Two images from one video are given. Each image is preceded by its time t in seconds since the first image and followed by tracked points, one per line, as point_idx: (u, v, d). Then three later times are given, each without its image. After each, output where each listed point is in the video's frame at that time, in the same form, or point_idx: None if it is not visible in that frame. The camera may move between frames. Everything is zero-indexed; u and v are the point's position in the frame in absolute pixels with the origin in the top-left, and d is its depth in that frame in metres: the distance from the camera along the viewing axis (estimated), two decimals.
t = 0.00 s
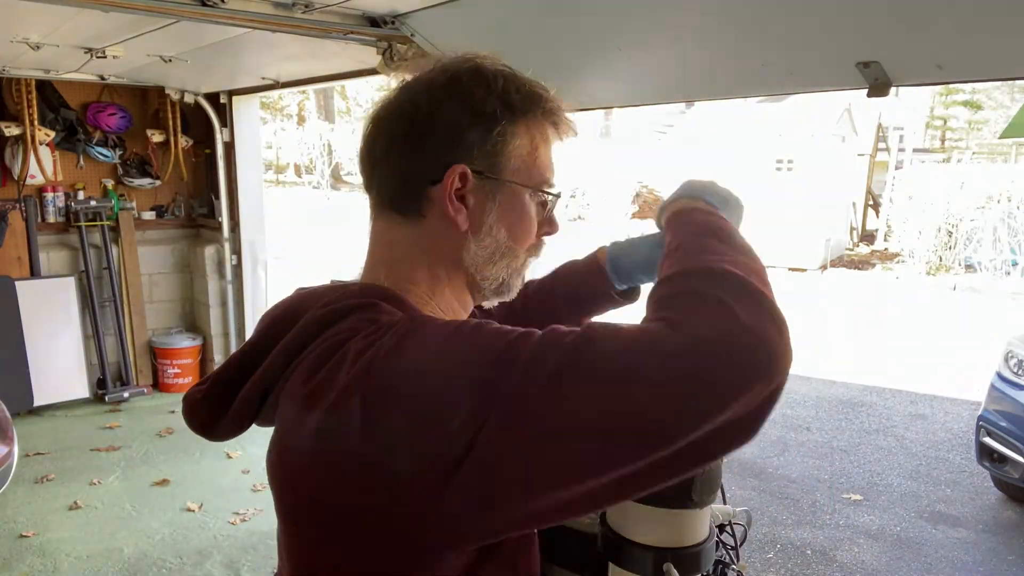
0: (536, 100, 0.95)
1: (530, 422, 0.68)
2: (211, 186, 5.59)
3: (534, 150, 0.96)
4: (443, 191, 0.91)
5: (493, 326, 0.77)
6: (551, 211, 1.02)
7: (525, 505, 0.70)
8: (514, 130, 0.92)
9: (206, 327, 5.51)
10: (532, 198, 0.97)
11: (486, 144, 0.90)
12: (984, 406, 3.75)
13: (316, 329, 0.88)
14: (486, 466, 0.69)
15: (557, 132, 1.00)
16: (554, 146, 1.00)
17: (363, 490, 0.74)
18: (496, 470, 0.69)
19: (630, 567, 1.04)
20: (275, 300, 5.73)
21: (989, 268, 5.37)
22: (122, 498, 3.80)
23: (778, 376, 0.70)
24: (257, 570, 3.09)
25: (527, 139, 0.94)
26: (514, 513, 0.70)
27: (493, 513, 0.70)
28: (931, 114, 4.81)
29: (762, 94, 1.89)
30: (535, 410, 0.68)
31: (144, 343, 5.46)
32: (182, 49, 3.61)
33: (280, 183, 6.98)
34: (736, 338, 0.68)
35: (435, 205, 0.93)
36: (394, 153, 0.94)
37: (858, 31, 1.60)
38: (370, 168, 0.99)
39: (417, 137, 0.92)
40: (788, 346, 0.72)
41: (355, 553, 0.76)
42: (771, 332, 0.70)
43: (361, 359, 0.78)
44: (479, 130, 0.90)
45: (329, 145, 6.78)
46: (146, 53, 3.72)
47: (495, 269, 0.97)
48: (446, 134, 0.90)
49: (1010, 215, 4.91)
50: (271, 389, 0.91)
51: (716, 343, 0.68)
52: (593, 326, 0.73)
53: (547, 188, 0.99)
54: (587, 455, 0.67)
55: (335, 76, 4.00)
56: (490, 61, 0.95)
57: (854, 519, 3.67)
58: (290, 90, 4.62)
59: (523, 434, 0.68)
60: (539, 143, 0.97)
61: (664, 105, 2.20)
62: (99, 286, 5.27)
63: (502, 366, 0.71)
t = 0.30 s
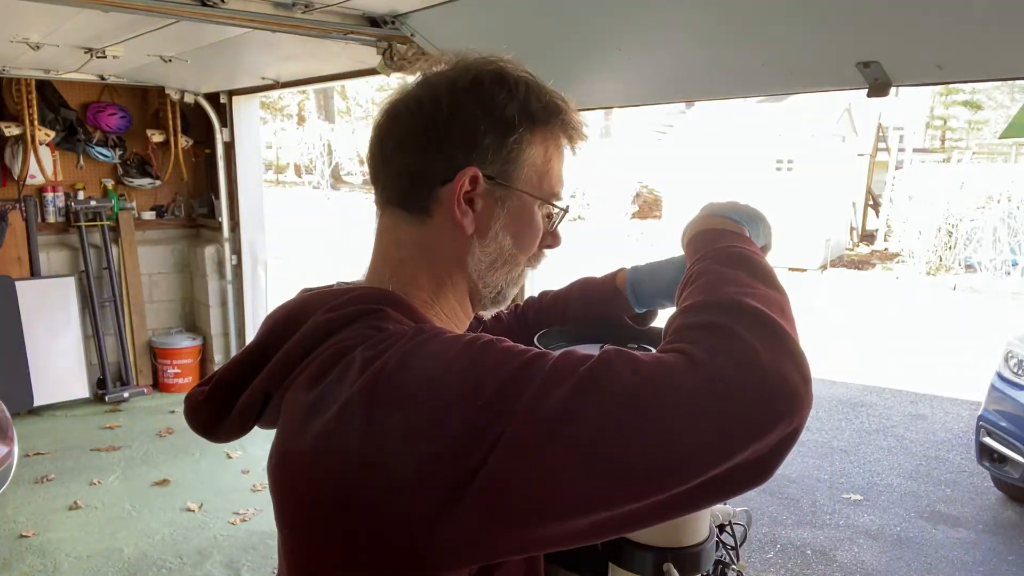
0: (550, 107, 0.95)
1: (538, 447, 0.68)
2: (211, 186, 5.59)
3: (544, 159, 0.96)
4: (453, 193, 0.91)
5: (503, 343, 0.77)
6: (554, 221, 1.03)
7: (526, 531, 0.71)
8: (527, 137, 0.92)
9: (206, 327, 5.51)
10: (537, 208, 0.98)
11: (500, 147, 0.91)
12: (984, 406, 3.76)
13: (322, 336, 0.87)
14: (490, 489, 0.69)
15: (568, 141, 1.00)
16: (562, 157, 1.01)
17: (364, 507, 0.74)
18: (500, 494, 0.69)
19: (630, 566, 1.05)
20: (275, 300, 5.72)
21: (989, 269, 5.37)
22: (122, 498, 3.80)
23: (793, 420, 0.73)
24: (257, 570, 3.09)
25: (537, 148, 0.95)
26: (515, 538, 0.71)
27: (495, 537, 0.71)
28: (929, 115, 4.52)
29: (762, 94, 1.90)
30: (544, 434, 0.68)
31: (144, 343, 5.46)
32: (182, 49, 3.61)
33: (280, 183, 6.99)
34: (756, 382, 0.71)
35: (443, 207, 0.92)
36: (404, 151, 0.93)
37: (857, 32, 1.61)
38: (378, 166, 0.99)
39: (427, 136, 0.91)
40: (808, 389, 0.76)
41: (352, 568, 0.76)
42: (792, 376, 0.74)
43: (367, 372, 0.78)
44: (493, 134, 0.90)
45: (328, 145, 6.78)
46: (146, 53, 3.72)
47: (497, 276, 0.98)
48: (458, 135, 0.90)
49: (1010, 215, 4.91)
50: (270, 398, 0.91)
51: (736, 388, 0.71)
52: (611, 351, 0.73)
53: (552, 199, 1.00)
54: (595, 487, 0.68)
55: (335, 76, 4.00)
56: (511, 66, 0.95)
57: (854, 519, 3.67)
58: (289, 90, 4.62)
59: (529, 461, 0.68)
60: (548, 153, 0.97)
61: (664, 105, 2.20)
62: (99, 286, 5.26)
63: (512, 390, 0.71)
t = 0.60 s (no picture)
0: (528, 94, 0.97)
1: (535, 439, 0.68)
2: (211, 186, 5.59)
3: (531, 145, 0.97)
4: (443, 180, 0.91)
5: (501, 337, 0.78)
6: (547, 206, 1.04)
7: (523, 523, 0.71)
8: (510, 123, 0.94)
9: (206, 327, 5.50)
10: (527, 193, 0.98)
11: (484, 132, 0.92)
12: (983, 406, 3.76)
13: (322, 330, 0.88)
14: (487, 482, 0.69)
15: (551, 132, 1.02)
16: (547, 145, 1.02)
17: (363, 502, 0.74)
18: (497, 487, 0.69)
19: (630, 567, 1.04)
20: (275, 300, 5.72)
21: (989, 269, 5.38)
22: (122, 498, 3.80)
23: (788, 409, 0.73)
24: (257, 570, 3.08)
25: (523, 134, 0.96)
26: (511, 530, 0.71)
27: (492, 530, 0.71)
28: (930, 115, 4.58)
29: (762, 94, 1.90)
30: (540, 426, 0.68)
31: (144, 343, 5.46)
32: (182, 49, 3.61)
33: (280, 183, 6.99)
34: (750, 373, 0.71)
35: (435, 198, 0.93)
36: (393, 152, 0.95)
37: (857, 32, 1.61)
38: (369, 172, 1.00)
39: (411, 132, 0.93)
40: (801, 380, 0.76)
41: (350, 563, 0.76)
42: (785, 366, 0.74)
43: (366, 366, 0.78)
44: (475, 122, 0.92)
45: (329, 145, 6.78)
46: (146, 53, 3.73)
47: (493, 264, 0.97)
48: (443, 126, 0.92)
49: (1010, 215, 4.91)
50: (269, 392, 0.91)
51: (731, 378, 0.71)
52: (606, 345, 0.74)
53: (542, 181, 1.00)
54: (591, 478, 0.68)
55: (335, 76, 4.00)
56: (483, 61, 0.98)
57: (854, 519, 3.67)
58: (290, 90, 4.62)
59: (526, 452, 0.68)
60: (534, 140, 0.99)
61: (664, 105, 2.20)
62: (99, 286, 5.26)
63: (509, 383, 0.71)
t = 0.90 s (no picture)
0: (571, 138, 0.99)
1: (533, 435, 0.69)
2: (211, 186, 5.59)
3: (559, 191, 1.00)
4: (481, 197, 0.92)
5: (504, 333, 0.78)
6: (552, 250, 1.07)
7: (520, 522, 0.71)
8: (551, 167, 0.96)
9: (207, 327, 5.51)
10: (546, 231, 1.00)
11: (531, 169, 0.93)
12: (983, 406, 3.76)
13: (328, 325, 0.87)
14: (489, 477, 0.69)
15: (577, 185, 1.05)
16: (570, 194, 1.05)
17: (362, 500, 0.75)
18: (496, 484, 0.69)
19: (630, 567, 1.04)
20: (275, 300, 5.72)
21: (988, 269, 5.38)
22: (122, 498, 3.80)
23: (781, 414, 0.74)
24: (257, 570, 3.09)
25: (557, 181, 0.98)
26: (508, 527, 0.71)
27: (490, 528, 0.71)
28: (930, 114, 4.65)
29: (762, 94, 1.90)
30: (542, 422, 0.69)
31: (144, 343, 5.46)
32: (182, 50, 3.61)
33: (280, 183, 7.00)
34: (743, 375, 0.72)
35: (469, 210, 0.93)
36: (440, 151, 0.93)
37: (857, 32, 1.61)
38: (403, 162, 0.97)
39: (471, 139, 0.92)
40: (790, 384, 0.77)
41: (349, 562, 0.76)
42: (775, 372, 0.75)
43: (373, 359, 0.78)
44: (526, 150, 0.93)
45: (328, 145, 6.78)
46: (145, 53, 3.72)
47: (496, 289, 0.99)
48: (499, 143, 0.91)
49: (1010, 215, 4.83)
50: (280, 383, 0.90)
51: (724, 378, 0.72)
52: (600, 345, 0.75)
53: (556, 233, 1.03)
54: (587, 478, 0.69)
55: (335, 76, 3.99)
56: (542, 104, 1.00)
57: (854, 518, 3.67)
58: (290, 90, 4.62)
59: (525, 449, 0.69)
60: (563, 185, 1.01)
61: (664, 105, 2.20)
62: (99, 286, 5.26)
63: (514, 375, 0.71)
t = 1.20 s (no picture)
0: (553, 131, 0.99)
1: (524, 434, 0.68)
2: (211, 186, 5.59)
3: (545, 186, 1.00)
4: (465, 197, 0.92)
5: (490, 333, 0.78)
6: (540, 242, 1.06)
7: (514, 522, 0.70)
8: (535, 161, 0.96)
9: (207, 327, 5.51)
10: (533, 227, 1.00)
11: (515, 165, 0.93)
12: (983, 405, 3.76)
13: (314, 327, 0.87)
14: (479, 476, 0.69)
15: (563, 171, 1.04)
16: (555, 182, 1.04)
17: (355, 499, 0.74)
18: (487, 484, 0.69)
19: (629, 567, 1.04)
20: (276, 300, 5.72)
21: (988, 269, 5.38)
22: (122, 498, 3.80)
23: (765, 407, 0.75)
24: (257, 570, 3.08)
25: (541, 175, 0.98)
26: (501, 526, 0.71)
27: (484, 528, 0.71)
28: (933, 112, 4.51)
29: (763, 94, 1.92)
30: (529, 419, 0.69)
31: (144, 343, 5.46)
32: (181, 50, 3.61)
33: (280, 183, 7.00)
34: (730, 371, 0.73)
35: (454, 209, 0.93)
36: (422, 152, 0.93)
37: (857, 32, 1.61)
38: (387, 163, 0.98)
39: (452, 140, 0.92)
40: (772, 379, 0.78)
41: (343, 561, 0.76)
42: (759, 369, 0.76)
43: (360, 359, 0.78)
44: (509, 148, 0.92)
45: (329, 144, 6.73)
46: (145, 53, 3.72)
47: (485, 286, 0.99)
48: (481, 142, 0.91)
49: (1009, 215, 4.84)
50: (270, 381, 0.90)
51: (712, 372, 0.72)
52: (584, 345, 0.75)
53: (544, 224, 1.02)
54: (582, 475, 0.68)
55: (335, 76, 4.00)
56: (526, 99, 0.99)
57: (854, 518, 3.67)
58: (290, 90, 4.62)
59: (516, 448, 0.69)
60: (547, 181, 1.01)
61: (664, 105, 2.21)
62: (99, 286, 5.26)
63: (502, 374, 0.71)
